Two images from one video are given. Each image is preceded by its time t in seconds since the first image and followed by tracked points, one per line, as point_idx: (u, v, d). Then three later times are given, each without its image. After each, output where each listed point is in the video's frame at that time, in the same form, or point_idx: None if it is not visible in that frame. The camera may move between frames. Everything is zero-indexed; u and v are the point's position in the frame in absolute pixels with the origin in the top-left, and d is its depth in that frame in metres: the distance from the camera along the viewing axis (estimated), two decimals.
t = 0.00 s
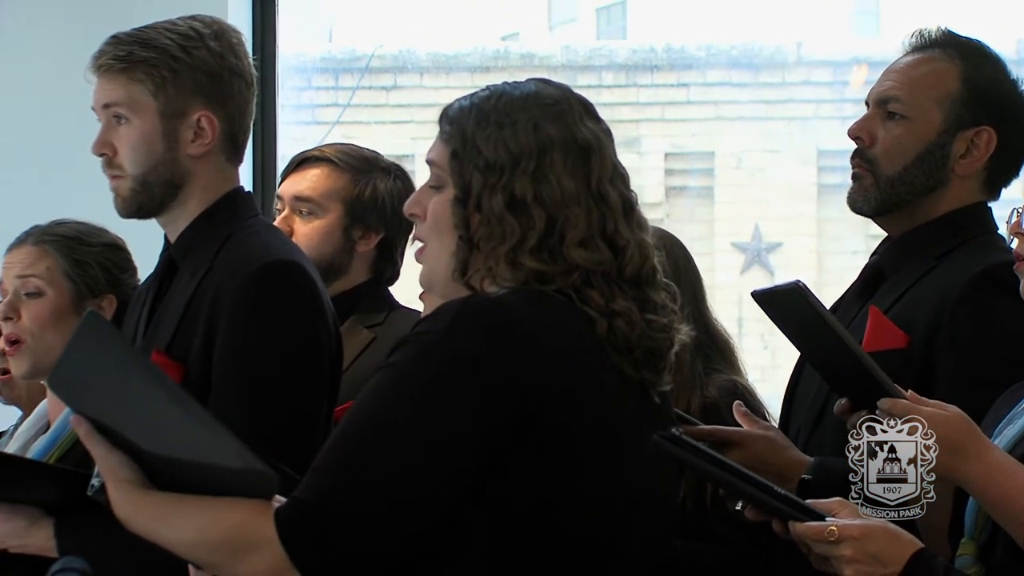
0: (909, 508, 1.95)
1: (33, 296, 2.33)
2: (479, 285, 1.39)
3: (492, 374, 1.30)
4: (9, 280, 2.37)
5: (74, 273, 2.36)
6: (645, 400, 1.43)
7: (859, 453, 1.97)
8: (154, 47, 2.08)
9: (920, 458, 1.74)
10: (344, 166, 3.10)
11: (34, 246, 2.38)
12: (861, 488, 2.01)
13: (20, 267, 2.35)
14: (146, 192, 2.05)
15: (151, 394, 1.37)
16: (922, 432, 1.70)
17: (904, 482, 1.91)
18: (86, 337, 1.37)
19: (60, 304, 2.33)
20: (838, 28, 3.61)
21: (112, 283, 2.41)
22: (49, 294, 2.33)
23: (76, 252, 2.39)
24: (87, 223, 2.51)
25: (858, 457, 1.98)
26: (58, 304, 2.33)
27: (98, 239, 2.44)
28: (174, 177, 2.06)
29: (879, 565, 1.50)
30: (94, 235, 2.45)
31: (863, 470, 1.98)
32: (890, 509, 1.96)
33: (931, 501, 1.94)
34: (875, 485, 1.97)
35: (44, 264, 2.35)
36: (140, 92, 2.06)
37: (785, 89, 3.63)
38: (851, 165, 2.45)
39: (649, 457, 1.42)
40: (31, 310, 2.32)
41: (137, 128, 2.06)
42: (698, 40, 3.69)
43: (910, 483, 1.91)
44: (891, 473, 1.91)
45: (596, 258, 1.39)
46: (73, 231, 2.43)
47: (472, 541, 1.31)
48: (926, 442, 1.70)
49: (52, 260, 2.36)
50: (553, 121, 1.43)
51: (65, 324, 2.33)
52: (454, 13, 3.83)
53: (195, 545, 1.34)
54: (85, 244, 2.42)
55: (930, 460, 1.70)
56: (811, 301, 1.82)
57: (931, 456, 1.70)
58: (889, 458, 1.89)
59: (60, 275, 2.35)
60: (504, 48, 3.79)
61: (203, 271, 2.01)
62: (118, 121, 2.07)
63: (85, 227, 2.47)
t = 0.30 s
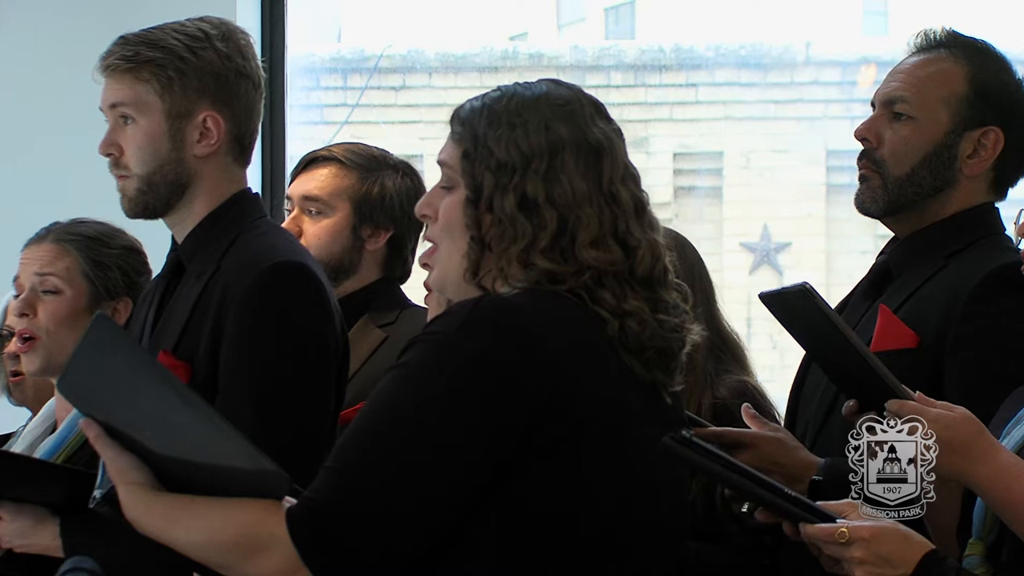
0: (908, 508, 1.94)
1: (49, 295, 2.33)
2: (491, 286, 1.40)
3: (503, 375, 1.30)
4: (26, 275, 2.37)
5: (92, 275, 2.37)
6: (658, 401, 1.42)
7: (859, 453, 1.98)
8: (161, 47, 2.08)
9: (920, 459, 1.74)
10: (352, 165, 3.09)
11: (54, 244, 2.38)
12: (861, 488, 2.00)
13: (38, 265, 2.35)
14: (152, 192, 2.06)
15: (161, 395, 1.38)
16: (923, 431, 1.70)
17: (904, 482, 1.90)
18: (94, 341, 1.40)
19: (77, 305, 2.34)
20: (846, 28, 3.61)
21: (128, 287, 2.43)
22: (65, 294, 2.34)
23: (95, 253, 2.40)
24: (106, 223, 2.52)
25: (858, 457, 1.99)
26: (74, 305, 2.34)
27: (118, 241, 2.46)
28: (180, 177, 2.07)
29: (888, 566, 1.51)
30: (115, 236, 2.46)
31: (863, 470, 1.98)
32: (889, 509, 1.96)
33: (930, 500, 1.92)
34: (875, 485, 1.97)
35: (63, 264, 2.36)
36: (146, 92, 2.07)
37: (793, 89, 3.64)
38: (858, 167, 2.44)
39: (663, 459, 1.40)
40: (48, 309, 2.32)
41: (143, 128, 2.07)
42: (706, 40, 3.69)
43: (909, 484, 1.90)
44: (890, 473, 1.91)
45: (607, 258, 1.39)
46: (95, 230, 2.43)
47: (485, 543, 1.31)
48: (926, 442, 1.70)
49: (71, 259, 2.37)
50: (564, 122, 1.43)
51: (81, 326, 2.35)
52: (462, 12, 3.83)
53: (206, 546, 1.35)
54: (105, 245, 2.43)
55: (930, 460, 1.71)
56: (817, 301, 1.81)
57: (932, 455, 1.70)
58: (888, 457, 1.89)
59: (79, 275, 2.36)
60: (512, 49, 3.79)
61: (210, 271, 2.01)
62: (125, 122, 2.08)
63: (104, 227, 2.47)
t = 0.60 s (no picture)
0: (908, 508, 1.89)
1: (67, 296, 2.34)
2: (501, 285, 1.40)
3: (513, 375, 1.30)
4: (42, 274, 2.38)
5: (111, 278, 2.38)
6: (668, 401, 1.42)
7: (859, 454, 1.93)
8: (164, 48, 2.09)
9: (920, 459, 1.77)
10: (361, 165, 3.11)
11: (74, 245, 2.39)
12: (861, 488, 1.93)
13: (57, 264, 2.36)
14: (159, 194, 2.06)
15: (173, 396, 1.37)
16: (922, 432, 1.73)
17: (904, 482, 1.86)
18: (108, 338, 1.41)
19: (93, 307, 2.35)
20: (856, 28, 3.60)
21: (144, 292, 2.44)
22: (83, 296, 2.35)
23: (114, 255, 2.41)
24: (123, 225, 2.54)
25: (858, 457, 1.94)
26: (90, 307, 2.35)
27: (136, 244, 2.47)
28: (187, 177, 2.07)
29: (899, 566, 1.51)
30: (133, 240, 2.47)
31: (863, 470, 1.92)
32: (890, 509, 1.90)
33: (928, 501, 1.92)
34: (875, 485, 1.90)
35: (83, 265, 2.37)
36: (150, 93, 2.07)
37: (803, 88, 3.64)
38: (865, 167, 2.44)
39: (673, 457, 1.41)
40: (65, 309, 2.33)
41: (148, 129, 2.07)
42: (716, 41, 3.69)
43: (909, 483, 1.86)
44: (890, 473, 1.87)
45: (618, 257, 1.40)
46: (114, 234, 2.45)
47: (494, 543, 1.31)
48: (927, 442, 1.72)
49: (90, 261, 2.38)
50: (575, 121, 1.43)
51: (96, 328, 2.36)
52: (472, 12, 3.84)
53: (217, 546, 1.35)
54: (125, 248, 2.44)
55: (930, 460, 1.74)
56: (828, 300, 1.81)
57: (931, 456, 1.73)
58: (886, 456, 1.87)
59: (97, 278, 2.37)
60: (522, 49, 3.80)
61: (219, 271, 2.01)
62: (130, 124, 2.08)
63: (122, 230, 2.49)
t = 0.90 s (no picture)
0: (910, 508, 1.84)
1: (76, 297, 2.35)
2: (508, 284, 1.40)
3: (520, 376, 1.30)
4: (53, 273, 2.39)
5: (120, 280, 2.39)
6: (675, 401, 1.42)
7: (859, 454, 1.90)
8: (165, 50, 2.09)
9: (919, 459, 1.76)
10: (372, 166, 3.12)
11: (86, 245, 2.40)
12: (860, 488, 1.90)
13: (67, 265, 2.37)
14: (165, 195, 2.07)
15: (179, 397, 1.38)
16: (921, 429, 1.72)
17: (904, 482, 1.82)
18: (114, 337, 1.40)
19: (102, 309, 2.36)
20: (866, 28, 3.59)
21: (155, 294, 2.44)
22: (92, 297, 2.36)
23: (125, 257, 2.42)
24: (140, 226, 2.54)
25: (858, 457, 1.91)
26: (98, 309, 2.36)
27: (150, 247, 2.47)
28: (191, 177, 2.08)
29: (910, 564, 1.51)
30: (148, 243, 2.47)
31: (863, 470, 1.89)
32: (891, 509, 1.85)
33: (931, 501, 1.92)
34: (875, 485, 1.87)
35: (93, 266, 2.37)
36: (152, 94, 2.08)
37: (811, 88, 3.64)
38: (867, 164, 2.44)
39: (681, 458, 1.40)
40: (73, 310, 2.34)
41: (151, 130, 2.08)
42: (724, 40, 3.69)
43: (909, 483, 1.82)
44: (890, 473, 1.84)
45: (625, 257, 1.40)
46: (128, 236, 2.46)
47: (501, 542, 1.31)
48: (926, 442, 1.72)
49: (101, 263, 2.38)
50: (583, 121, 1.43)
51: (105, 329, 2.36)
52: (481, 13, 3.84)
53: (224, 545, 1.35)
54: (138, 249, 2.45)
55: (929, 460, 1.74)
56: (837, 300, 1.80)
57: (930, 456, 1.73)
58: (886, 456, 1.84)
59: (106, 279, 2.38)
60: (531, 49, 3.80)
61: (226, 271, 2.01)
62: (134, 125, 2.09)
63: (136, 232, 2.49)
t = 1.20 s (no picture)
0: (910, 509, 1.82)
1: (82, 297, 2.36)
2: (516, 283, 1.41)
3: (526, 375, 1.30)
4: (60, 273, 2.40)
5: (126, 281, 2.39)
6: (680, 402, 1.42)
7: (859, 453, 1.88)
8: (168, 51, 2.09)
9: (920, 459, 1.79)
10: (388, 167, 3.12)
11: (93, 246, 2.41)
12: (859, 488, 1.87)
13: (74, 265, 2.38)
14: (171, 196, 2.07)
15: (186, 395, 1.39)
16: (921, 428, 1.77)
17: (904, 482, 1.82)
18: (119, 337, 1.43)
19: (108, 310, 2.36)
20: (873, 28, 3.59)
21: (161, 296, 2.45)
22: (98, 298, 2.36)
23: (132, 259, 2.42)
24: (148, 227, 2.55)
25: (858, 457, 1.89)
26: (104, 310, 2.36)
27: (158, 249, 2.47)
28: (196, 177, 2.08)
29: (920, 563, 1.51)
30: (155, 244, 2.48)
31: (863, 470, 1.87)
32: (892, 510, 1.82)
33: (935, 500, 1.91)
34: (875, 485, 1.85)
35: (99, 267, 2.38)
36: (156, 95, 2.08)
37: (819, 88, 3.63)
38: (867, 166, 2.43)
39: (687, 459, 1.41)
40: (79, 310, 2.35)
41: (156, 131, 2.08)
42: (732, 40, 3.69)
43: (909, 483, 1.82)
44: (890, 473, 1.83)
45: (632, 257, 1.40)
46: (137, 237, 2.46)
47: (507, 542, 1.32)
48: (926, 442, 1.77)
49: (108, 264, 2.39)
50: (592, 120, 1.43)
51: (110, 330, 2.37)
52: (488, 13, 3.85)
53: (230, 544, 1.36)
54: (145, 250, 2.45)
55: (930, 460, 1.77)
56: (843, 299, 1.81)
57: (931, 456, 1.77)
58: (886, 456, 1.84)
59: (113, 280, 2.38)
60: (538, 49, 3.80)
61: (234, 271, 2.02)
62: (139, 126, 2.10)
63: (145, 233, 2.50)
